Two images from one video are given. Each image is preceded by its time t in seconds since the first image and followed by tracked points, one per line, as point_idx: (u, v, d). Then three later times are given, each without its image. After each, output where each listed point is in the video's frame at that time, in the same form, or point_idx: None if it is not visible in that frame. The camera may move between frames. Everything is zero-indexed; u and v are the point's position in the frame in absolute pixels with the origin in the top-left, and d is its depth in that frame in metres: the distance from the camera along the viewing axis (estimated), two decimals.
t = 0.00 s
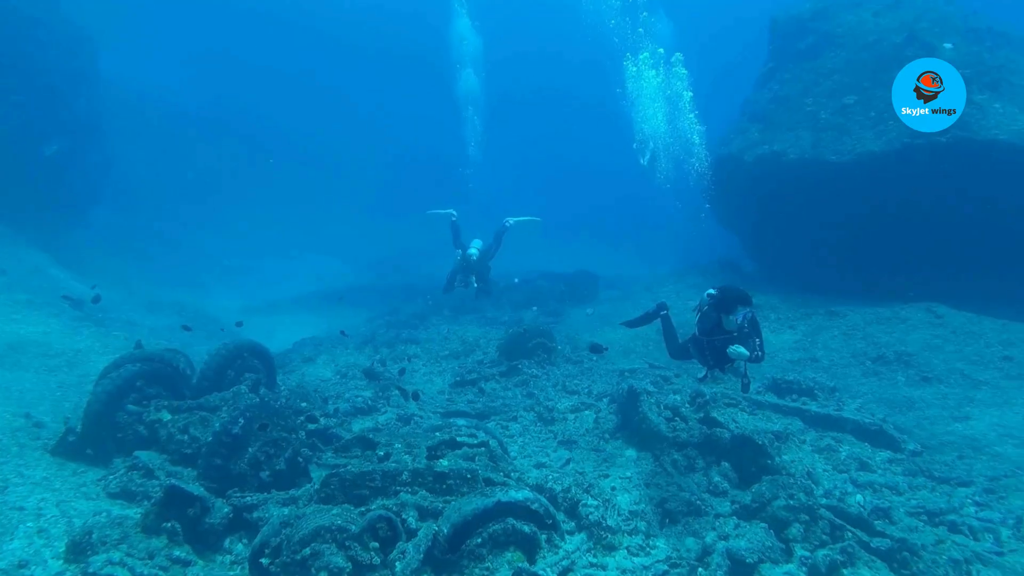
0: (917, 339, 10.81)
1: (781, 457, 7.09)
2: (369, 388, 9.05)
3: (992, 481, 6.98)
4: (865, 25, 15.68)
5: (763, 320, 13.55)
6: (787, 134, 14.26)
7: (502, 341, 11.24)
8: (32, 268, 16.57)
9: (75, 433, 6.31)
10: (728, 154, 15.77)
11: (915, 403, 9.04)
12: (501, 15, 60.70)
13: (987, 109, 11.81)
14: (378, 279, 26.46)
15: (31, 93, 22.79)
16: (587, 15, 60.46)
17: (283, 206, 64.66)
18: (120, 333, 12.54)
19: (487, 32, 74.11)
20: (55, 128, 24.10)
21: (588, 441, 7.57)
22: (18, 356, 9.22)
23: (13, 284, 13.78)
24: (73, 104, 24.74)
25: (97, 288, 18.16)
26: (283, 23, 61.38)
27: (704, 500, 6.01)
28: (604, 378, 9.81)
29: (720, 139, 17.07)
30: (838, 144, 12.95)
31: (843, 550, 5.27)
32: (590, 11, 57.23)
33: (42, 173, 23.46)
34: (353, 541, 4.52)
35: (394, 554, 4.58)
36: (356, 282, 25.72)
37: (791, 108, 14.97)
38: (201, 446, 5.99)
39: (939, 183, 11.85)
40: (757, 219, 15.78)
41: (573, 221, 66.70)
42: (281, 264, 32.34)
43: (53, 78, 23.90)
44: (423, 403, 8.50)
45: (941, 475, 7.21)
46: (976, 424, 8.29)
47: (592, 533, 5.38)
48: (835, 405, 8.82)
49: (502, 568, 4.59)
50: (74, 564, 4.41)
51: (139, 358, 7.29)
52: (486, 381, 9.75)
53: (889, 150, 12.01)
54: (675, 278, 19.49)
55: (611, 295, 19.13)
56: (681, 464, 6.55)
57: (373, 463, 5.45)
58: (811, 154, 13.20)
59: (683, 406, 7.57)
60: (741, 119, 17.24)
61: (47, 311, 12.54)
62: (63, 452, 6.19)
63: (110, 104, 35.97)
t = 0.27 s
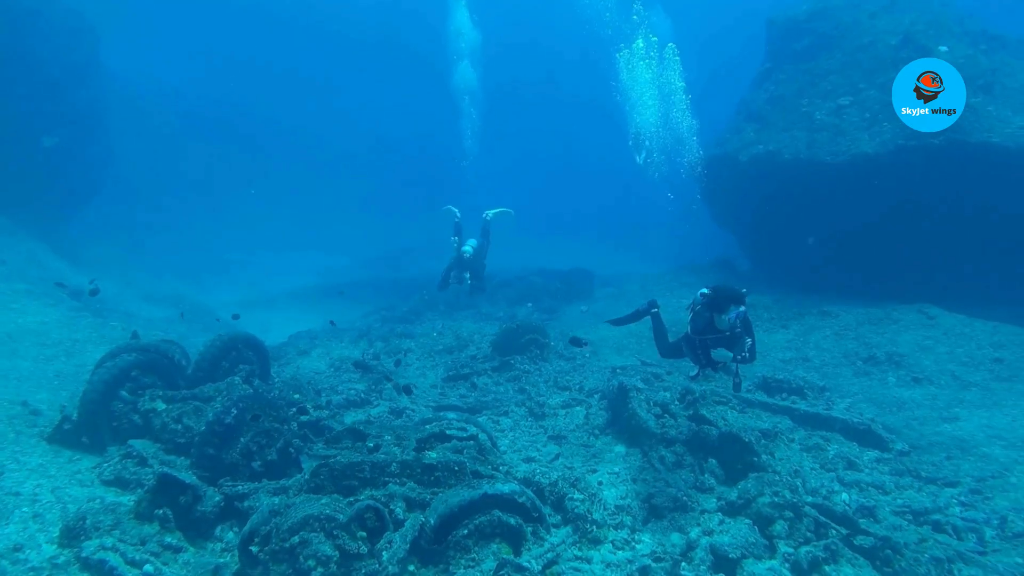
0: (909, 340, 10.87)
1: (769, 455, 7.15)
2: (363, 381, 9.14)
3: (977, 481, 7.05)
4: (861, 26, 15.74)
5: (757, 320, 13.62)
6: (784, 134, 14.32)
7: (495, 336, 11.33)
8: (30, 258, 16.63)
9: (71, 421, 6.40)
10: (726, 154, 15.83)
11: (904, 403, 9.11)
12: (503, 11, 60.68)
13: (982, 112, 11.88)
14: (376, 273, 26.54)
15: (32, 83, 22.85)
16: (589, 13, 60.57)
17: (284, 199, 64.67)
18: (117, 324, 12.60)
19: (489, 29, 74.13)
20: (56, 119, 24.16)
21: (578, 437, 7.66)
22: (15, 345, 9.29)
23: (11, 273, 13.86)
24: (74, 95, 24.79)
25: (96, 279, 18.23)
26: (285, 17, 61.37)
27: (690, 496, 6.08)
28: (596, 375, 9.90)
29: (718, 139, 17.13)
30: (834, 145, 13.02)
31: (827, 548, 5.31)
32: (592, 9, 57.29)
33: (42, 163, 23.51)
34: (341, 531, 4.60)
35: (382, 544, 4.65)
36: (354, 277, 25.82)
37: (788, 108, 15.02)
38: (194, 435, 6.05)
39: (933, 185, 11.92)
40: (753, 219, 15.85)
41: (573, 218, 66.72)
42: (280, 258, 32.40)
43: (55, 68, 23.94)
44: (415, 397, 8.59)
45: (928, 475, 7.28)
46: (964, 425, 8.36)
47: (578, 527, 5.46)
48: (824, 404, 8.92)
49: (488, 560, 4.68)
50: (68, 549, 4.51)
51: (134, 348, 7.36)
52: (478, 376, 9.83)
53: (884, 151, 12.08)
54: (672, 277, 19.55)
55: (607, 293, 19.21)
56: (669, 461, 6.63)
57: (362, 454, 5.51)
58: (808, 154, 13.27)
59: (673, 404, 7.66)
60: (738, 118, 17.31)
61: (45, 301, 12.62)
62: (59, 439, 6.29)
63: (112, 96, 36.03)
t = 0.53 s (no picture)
0: (903, 337, 10.94)
1: (760, 450, 7.23)
2: (359, 375, 9.23)
3: (968, 478, 7.11)
4: (859, 25, 15.78)
5: (753, 317, 13.71)
6: (781, 132, 14.38)
7: (491, 332, 11.41)
8: (32, 252, 16.72)
9: (70, 412, 6.51)
10: (723, 152, 15.89)
11: (897, 400, 9.18)
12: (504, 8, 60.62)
13: (978, 111, 11.93)
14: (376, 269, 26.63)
15: (35, 78, 22.93)
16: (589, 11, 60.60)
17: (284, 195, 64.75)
18: (117, 317, 12.69)
19: (490, 26, 74.14)
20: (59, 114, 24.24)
21: (572, 431, 7.74)
22: (16, 337, 9.38)
23: (13, 267, 13.96)
24: (76, 90, 24.85)
25: (96, 273, 18.33)
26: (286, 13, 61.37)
27: (681, 489, 6.16)
28: (591, 370, 9.98)
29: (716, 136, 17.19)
30: (830, 143, 13.07)
31: (814, 541, 5.39)
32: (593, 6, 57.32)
33: (44, 158, 23.58)
34: (334, 521, 4.69)
35: (373, 534, 4.74)
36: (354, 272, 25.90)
37: (786, 106, 15.08)
38: (191, 427, 6.11)
39: (929, 183, 11.97)
40: (750, 217, 15.92)
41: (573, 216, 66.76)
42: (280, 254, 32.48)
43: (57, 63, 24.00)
44: (411, 391, 8.68)
45: (918, 471, 7.33)
46: (956, 422, 8.42)
47: (568, 519, 5.56)
48: (817, 401, 9.01)
49: (479, 551, 4.77)
50: (66, 538, 4.59)
51: (133, 341, 7.45)
52: (474, 371, 9.93)
53: (880, 150, 12.14)
54: (670, 274, 19.62)
55: (605, 290, 19.29)
56: (661, 455, 6.72)
57: (356, 447, 5.59)
58: (804, 153, 13.34)
59: (666, 400, 7.78)
60: (735, 116, 17.36)
61: (46, 294, 12.71)
62: (58, 430, 6.43)
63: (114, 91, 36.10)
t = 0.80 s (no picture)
0: (905, 332, 10.95)
1: (759, 445, 7.29)
2: (363, 370, 9.35)
3: (968, 472, 7.13)
4: (862, 20, 15.76)
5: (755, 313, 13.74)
6: (784, 127, 14.39)
7: (494, 328, 11.51)
8: (41, 250, 16.91)
9: (78, 406, 6.61)
10: (726, 148, 15.92)
11: (899, 395, 9.21)
12: (509, 5, 60.61)
13: (982, 105, 11.90)
14: (381, 267, 26.75)
15: (45, 77, 23.15)
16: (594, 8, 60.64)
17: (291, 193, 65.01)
18: (124, 314, 12.84)
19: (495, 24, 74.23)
20: (68, 113, 24.47)
21: (573, 426, 7.82)
22: (26, 334, 9.53)
23: (23, 265, 14.13)
24: (84, 89, 25.07)
25: (105, 270, 18.51)
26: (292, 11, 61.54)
27: (680, 483, 6.22)
28: (593, 366, 10.06)
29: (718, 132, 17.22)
30: (832, 139, 13.09)
31: (812, 534, 5.42)
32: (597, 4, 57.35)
33: (53, 157, 23.79)
34: (335, 512, 4.78)
35: (375, 525, 4.83)
36: (360, 270, 26.04)
37: (789, 102, 15.09)
38: (197, 421, 6.24)
39: (932, 177, 11.96)
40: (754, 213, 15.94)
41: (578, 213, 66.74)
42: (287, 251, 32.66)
43: (65, 63, 24.23)
44: (413, 386, 8.78)
45: (918, 465, 7.36)
46: (958, 417, 8.43)
47: (567, 512, 5.65)
48: (817, 396, 9.08)
49: (478, 542, 4.86)
50: (75, 527, 4.70)
51: (140, 336, 7.56)
52: (476, 366, 10.02)
53: (882, 145, 12.15)
54: (674, 270, 19.64)
55: (608, 286, 19.35)
56: (660, 449, 6.81)
57: (358, 440, 5.69)
58: (807, 148, 13.35)
59: (666, 394, 7.85)
60: (738, 112, 17.37)
61: (55, 292, 12.87)
62: (67, 425, 6.52)
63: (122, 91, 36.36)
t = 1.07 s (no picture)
0: (912, 330, 10.92)
1: (763, 442, 7.32)
2: (370, 368, 9.44)
3: (975, 470, 7.10)
4: (869, 17, 15.72)
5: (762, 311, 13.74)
6: (790, 126, 14.38)
7: (500, 326, 11.59)
8: (55, 251, 17.13)
9: (90, 403, 6.73)
10: (733, 146, 15.92)
11: (906, 393, 9.18)
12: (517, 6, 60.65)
13: (990, 101, 11.83)
14: (390, 267, 26.90)
15: (59, 81, 23.47)
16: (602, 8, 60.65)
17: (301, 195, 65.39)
18: (136, 314, 13.00)
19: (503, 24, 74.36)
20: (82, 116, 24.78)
21: (577, 423, 7.86)
22: (40, 333, 9.69)
23: (37, 265, 14.33)
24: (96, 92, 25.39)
25: (117, 271, 18.74)
26: (301, 14, 61.87)
27: (684, 479, 6.25)
28: (598, 364, 10.11)
29: (725, 131, 17.21)
30: (839, 136, 13.06)
31: (815, 530, 5.42)
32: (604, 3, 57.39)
33: (67, 159, 24.09)
34: (341, 506, 4.86)
35: (379, 519, 4.89)
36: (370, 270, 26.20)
37: (796, 100, 15.08)
38: (205, 418, 6.34)
39: (940, 174, 11.92)
40: (761, 212, 15.92)
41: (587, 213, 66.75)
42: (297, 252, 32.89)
43: (77, 66, 24.55)
44: (420, 384, 8.86)
45: (924, 463, 7.34)
46: (966, 415, 8.40)
47: (570, 507, 5.70)
48: (823, 394, 9.10)
49: (481, 537, 4.92)
50: (87, 520, 4.81)
51: (151, 334, 7.67)
52: (482, 364, 10.10)
53: (888, 142, 12.12)
54: (682, 269, 19.64)
55: (616, 285, 19.38)
56: (665, 446, 6.85)
57: (363, 435, 5.77)
58: (813, 146, 13.34)
59: (670, 392, 7.87)
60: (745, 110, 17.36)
61: (68, 292, 13.05)
62: (80, 421, 6.65)
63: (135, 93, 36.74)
